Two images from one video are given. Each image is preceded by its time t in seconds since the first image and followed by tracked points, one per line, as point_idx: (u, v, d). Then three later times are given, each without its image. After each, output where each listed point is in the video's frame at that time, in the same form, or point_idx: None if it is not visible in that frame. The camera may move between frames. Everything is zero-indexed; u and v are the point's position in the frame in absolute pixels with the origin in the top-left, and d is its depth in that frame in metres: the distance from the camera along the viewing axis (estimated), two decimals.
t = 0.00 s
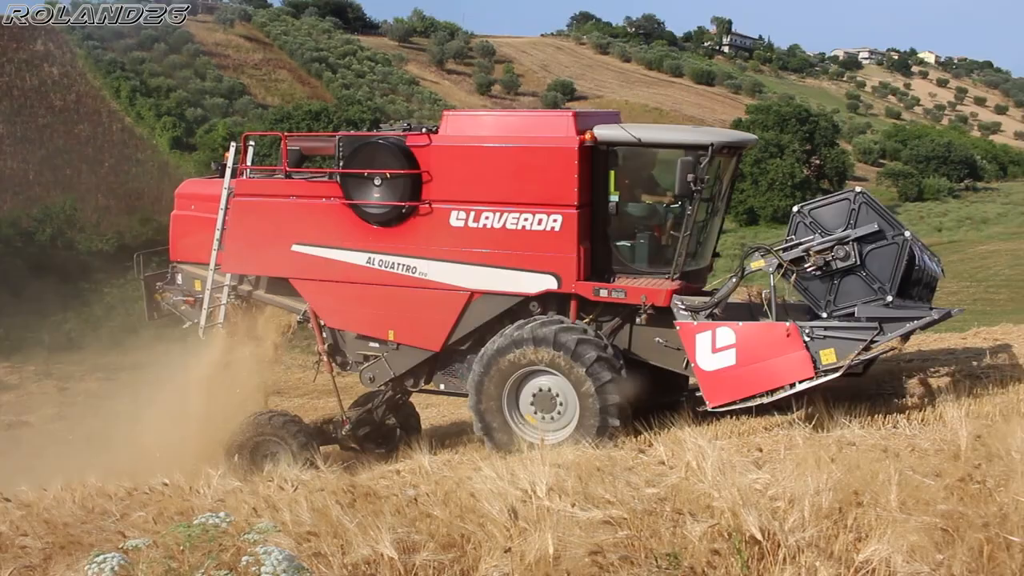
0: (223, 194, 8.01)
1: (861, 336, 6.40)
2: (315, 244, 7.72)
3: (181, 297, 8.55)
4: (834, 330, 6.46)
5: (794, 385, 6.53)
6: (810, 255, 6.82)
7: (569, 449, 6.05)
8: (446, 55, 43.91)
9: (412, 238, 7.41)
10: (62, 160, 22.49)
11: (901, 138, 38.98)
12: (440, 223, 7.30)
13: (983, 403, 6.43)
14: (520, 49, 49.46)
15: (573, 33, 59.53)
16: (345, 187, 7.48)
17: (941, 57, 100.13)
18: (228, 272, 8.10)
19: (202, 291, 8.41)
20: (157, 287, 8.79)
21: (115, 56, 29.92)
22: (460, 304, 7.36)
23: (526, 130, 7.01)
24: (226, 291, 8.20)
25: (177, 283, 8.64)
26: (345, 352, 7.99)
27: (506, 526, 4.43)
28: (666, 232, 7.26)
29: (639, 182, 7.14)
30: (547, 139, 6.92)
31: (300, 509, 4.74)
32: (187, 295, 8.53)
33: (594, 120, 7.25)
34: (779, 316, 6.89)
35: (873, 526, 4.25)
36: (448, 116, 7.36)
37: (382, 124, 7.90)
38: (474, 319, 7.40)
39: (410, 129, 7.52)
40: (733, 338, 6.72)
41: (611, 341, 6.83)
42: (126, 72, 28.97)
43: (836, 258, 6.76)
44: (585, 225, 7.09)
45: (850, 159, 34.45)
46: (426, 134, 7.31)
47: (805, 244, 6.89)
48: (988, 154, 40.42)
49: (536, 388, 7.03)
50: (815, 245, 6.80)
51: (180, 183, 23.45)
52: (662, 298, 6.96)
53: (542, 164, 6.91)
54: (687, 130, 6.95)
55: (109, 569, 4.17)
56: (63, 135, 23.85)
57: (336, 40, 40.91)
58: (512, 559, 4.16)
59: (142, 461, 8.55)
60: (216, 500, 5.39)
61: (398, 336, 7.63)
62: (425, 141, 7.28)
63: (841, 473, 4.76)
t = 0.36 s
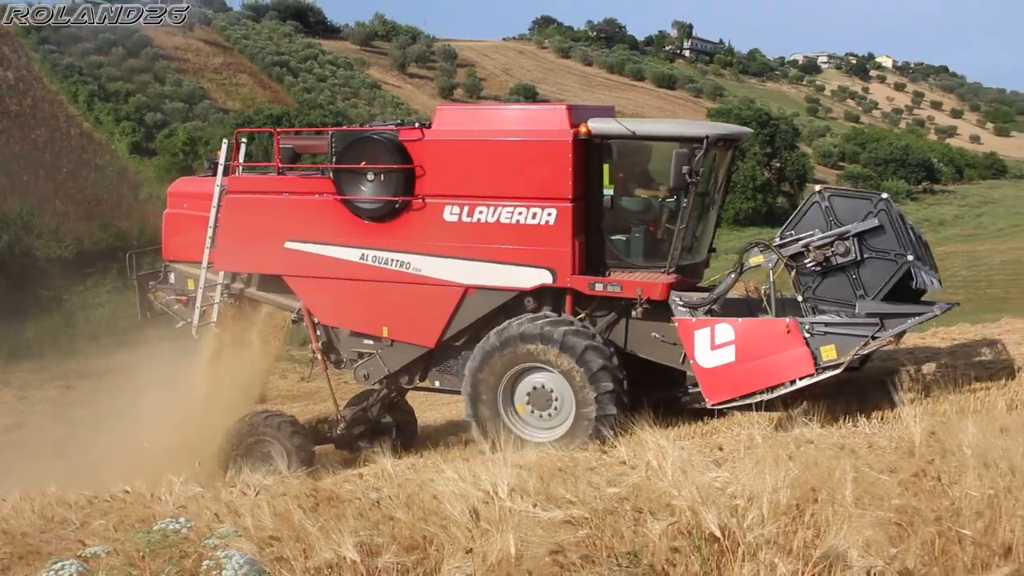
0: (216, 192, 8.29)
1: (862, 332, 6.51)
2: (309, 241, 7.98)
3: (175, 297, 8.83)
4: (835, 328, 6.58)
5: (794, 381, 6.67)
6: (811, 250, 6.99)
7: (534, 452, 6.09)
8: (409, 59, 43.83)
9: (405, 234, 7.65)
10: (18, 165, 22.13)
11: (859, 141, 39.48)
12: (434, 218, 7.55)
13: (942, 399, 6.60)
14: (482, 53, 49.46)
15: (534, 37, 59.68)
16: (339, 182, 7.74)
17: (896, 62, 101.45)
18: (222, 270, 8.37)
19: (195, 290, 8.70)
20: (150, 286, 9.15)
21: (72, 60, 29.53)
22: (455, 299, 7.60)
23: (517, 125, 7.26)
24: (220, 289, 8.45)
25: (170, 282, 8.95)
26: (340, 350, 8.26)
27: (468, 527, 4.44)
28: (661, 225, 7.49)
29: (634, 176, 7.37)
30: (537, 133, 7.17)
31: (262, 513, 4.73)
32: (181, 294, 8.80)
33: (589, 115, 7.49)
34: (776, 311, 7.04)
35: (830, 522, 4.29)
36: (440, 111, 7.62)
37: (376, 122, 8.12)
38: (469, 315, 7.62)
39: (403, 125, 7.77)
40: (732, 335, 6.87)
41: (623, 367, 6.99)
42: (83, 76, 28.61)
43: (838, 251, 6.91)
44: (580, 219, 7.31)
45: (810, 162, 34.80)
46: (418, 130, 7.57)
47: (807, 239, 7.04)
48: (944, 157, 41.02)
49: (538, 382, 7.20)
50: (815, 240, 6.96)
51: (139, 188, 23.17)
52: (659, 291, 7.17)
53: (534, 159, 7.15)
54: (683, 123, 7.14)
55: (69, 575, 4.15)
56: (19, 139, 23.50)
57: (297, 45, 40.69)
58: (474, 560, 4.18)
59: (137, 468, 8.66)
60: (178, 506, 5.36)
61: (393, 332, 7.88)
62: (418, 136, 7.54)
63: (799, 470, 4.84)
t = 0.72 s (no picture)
0: (224, 181, 8.46)
1: (884, 321, 6.74)
2: (318, 231, 8.13)
3: (182, 288, 8.89)
4: (854, 318, 6.77)
5: (810, 373, 6.81)
6: (829, 238, 7.27)
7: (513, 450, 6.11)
8: (385, 57, 43.73)
9: (414, 223, 7.82)
10: None
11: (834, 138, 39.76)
12: (444, 206, 7.70)
13: (914, 397, 6.63)
14: (459, 51, 49.41)
15: (511, 35, 59.70)
16: (348, 171, 7.89)
17: (871, 61, 102.06)
18: (230, 260, 8.52)
19: (202, 282, 8.78)
20: (158, 279, 9.11)
21: (45, 56, 29.26)
22: (465, 289, 7.73)
23: (526, 113, 7.43)
24: (228, 280, 8.60)
25: (176, 274, 9.00)
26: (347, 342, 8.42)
27: (442, 525, 4.44)
28: (672, 214, 7.62)
29: (645, 165, 7.50)
30: (548, 121, 7.33)
31: (237, 513, 4.71)
32: (188, 286, 8.88)
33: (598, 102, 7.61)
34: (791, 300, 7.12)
35: (800, 520, 4.31)
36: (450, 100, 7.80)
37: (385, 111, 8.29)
38: (478, 304, 7.75)
39: (412, 113, 7.94)
40: (749, 326, 7.02)
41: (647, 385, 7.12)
42: (57, 73, 28.36)
43: (856, 239, 7.20)
44: (591, 206, 7.45)
45: (786, 161, 35.00)
46: (428, 117, 7.73)
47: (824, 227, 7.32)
48: (918, 154, 41.34)
49: (557, 373, 7.30)
50: (833, 228, 7.25)
51: (114, 186, 23.02)
52: (670, 279, 7.27)
53: (545, 146, 7.30)
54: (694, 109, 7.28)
55: None
56: None
57: (273, 42, 40.52)
58: (449, 559, 4.19)
59: (127, 470, 8.69)
60: (151, 506, 5.32)
61: (403, 322, 8.02)
62: (427, 124, 7.70)
63: (770, 467, 4.87)
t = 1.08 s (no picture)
0: (227, 172, 8.75)
1: (894, 314, 6.75)
2: (321, 221, 8.38)
3: (184, 280, 9.24)
4: (864, 309, 6.81)
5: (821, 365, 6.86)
6: (838, 229, 7.32)
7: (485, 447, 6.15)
8: (355, 54, 43.56)
9: (416, 212, 8.04)
10: None
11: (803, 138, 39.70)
12: (446, 194, 7.91)
13: (878, 395, 6.64)
14: (429, 48, 49.28)
15: (482, 33, 59.62)
16: (350, 159, 8.13)
17: (840, 61, 102.70)
18: (233, 251, 8.80)
19: (204, 273, 9.10)
20: (159, 271, 9.52)
21: (9, 51, 28.86)
22: (467, 278, 7.94)
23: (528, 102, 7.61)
24: (230, 271, 8.88)
25: (178, 265, 9.35)
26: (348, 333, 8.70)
27: (409, 522, 4.45)
28: (677, 203, 7.73)
29: (650, 154, 7.61)
30: (549, 109, 7.49)
31: (205, 510, 4.70)
32: (190, 278, 9.22)
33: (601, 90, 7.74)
34: (800, 290, 7.23)
35: (763, 514, 4.35)
36: (453, 88, 7.98)
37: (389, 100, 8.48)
38: (480, 294, 7.97)
39: (416, 101, 8.14)
40: (757, 318, 7.11)
41: (645, 423, 7.32)
42: (22, 68, 27.99)
43: (866, 230, 7.25)
44: (595, 195, 7.59)
45: (755, 160, 35.14)
46: (431, 105, 7.95)
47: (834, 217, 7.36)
48: (885, 154, 41.71)
49: (568, 372, 7.45)
50: (842, 219, 7.29)
51: (80, 183, 22.76)
52: (675, 269, 7.39)
53: (547, 135, 7.48)
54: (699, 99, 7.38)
55: None
56: None
57: (243, 38, 40.24)
58: (415, 555, 4.20)
59: (120, 467, 8.92)
60: (117, 505, 5.30)
61: (405, 312, 8.26)
62: (430, 112, 7.92)
63: (735, 462, 4.91)
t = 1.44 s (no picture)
0: (207, 171, 8.72)
1: (881, 312, 7.01)
2: (303, 221, 8.37)
3: (163, 282, 9.14)
4: (851, 308, 7.05)
5: (809, 362, 7.05)
6: (828, 226, 7.66)
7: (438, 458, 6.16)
8: (306, 61, 43.36)
9: (400, 212, 8.07)
10: None
11: (749, 147, 40.07)
12: (430, 194, 7.95)
13: (818, 405, 6.74)
14: (380, 57, 49.17)
15: (433, 42, 59.61)
16: (334, 158, 8.15)
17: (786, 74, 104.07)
18: (213, 251, 8.73)
19: (183, 274, 9.02)
20: (138, 272, 9.39)
21: None
22: (450, 279, 7.97)
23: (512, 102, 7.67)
24: (210, 272, 8.81)
25: (156, 267, 9.24)
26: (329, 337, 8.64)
27: (352, 535, 4.44)
28: (661, 204, 7.89)
29: (634, 157, 7.75)
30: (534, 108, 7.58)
31: (146, 524, 4.64)
32: (168, 280, 9.13)
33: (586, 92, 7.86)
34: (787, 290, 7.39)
35: (705, 524, 4.40)
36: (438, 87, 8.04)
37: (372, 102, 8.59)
38: (462, 297, 8.01)
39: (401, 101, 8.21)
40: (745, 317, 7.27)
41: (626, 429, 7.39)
42: None
43: (855, 226, 7.61)
44: (580, 195, 7.70)
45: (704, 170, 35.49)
46: (416, 105, 8.00)
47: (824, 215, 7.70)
48: (829, 165, 42.38)
49: (553, 380, 7.48)
50: (832, 216, 7.64)
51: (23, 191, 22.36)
52: (660, 269, 7.54)
53: (531, 136, 7.56)
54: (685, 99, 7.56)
55: None
56: None
57: (191, 44, 39.85)
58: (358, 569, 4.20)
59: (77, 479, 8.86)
60: (56, 521, 5.22)
61: (386, 314, 8.27)
62: (415, 112, 7.97)
63: (677, 472, 4.96)
